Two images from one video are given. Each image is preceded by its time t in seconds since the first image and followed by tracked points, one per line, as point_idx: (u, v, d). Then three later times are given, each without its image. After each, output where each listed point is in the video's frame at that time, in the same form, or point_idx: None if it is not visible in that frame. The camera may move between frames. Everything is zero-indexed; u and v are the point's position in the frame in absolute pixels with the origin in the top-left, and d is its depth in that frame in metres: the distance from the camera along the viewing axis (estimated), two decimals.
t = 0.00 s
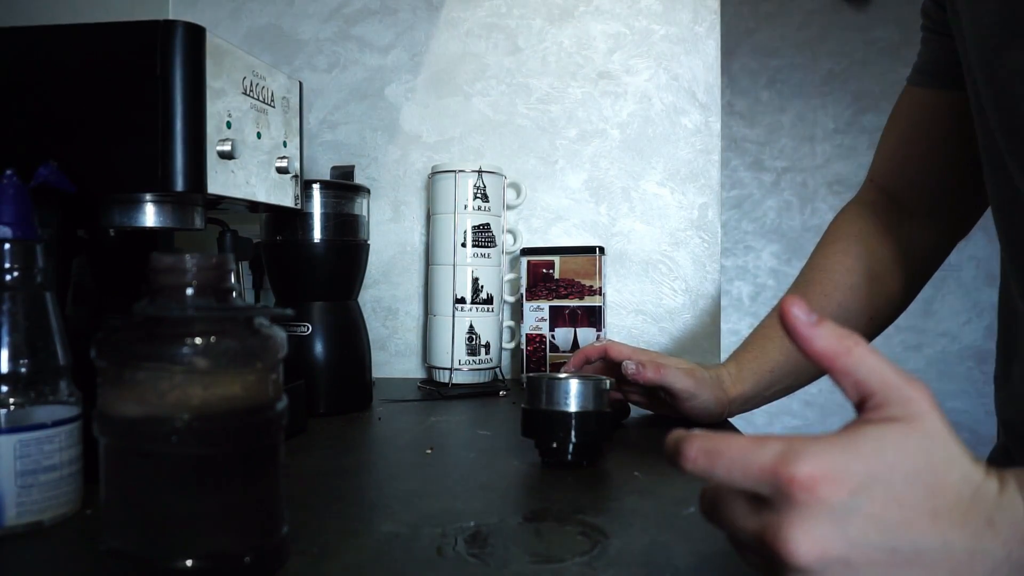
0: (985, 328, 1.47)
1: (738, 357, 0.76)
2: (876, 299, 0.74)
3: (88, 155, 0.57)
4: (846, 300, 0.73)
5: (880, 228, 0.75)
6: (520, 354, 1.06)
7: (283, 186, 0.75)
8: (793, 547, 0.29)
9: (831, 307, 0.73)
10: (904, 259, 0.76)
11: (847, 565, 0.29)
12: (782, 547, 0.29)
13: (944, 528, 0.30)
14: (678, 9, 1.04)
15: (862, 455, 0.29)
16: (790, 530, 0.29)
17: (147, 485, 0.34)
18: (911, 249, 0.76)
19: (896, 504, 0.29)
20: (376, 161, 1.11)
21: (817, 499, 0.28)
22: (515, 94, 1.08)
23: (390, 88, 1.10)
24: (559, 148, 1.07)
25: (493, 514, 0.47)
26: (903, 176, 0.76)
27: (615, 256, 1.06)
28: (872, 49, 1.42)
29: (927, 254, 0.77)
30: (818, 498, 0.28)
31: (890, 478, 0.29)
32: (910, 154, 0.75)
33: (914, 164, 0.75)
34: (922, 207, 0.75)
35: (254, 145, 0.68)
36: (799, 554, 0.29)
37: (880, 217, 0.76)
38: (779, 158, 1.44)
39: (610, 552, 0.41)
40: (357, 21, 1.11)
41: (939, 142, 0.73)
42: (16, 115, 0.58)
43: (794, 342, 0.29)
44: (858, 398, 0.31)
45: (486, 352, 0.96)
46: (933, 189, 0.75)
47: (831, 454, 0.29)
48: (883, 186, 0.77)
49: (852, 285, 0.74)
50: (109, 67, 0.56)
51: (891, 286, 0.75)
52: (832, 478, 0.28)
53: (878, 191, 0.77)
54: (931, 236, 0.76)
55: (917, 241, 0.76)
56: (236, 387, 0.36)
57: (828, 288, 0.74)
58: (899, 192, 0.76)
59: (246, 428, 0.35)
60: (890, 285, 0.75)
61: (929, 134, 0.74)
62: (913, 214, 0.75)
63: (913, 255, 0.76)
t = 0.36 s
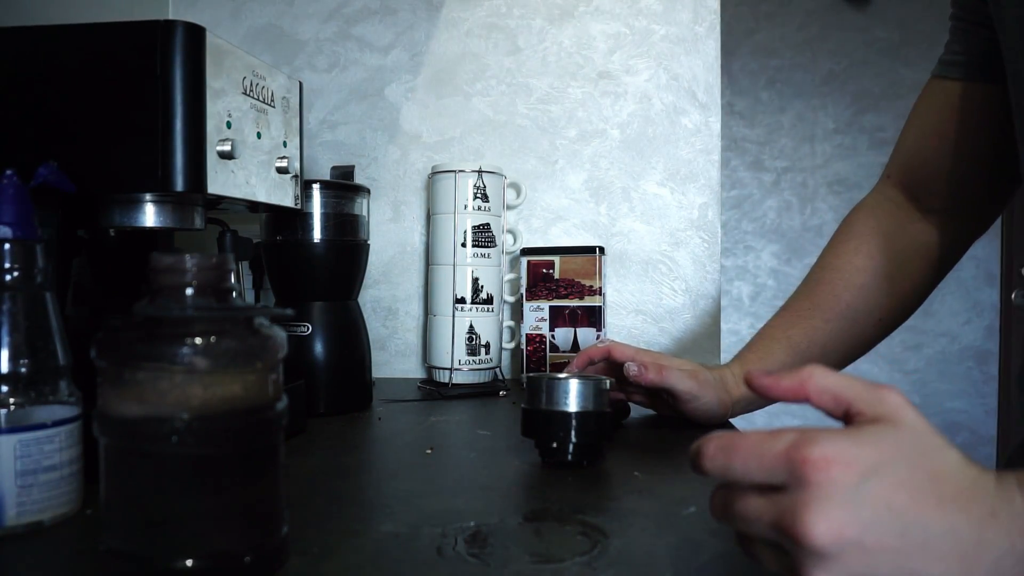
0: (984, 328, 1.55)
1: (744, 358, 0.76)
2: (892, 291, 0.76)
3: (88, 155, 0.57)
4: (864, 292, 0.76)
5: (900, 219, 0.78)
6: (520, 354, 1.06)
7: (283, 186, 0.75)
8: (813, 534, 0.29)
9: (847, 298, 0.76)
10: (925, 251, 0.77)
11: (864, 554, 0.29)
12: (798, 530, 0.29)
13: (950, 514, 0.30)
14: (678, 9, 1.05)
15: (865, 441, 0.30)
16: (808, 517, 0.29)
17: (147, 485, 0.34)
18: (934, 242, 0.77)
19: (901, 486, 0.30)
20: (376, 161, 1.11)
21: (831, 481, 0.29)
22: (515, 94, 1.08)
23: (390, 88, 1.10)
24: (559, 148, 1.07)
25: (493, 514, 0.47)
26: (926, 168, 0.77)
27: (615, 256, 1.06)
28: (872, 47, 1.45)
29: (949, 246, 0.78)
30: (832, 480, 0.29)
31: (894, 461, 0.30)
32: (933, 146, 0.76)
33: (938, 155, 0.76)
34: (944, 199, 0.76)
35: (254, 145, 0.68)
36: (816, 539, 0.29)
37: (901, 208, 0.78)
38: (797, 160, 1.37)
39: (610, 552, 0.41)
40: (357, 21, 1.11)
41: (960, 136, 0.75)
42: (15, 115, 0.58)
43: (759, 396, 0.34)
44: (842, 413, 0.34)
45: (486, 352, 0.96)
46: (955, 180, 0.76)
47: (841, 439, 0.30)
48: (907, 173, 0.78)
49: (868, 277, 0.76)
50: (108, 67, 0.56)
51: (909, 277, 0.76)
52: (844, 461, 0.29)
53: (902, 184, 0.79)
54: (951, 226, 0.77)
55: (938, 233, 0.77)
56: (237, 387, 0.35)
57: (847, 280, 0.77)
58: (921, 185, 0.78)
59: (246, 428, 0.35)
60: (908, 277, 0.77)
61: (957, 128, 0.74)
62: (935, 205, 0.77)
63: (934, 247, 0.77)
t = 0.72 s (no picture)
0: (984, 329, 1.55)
1: (747, 357, 0.76)
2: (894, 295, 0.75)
3: (88, 155, 0.57)
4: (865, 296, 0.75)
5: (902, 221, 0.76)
6: (520, 354, 1.06)
7: (283, 186, 0.75)
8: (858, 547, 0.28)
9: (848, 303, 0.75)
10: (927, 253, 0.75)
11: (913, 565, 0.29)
12: (843, 546, 0.29)
13: (1004, 522, 0.29)
14: (678, 10, 1.05)
15: (917, 452, 0.28)
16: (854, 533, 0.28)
17: (148, 484, 0.34)
18: (939, 240, 0.76)
19: (948, 496, 0.28)
20: (376, 161, 1.11)
21: (879, 496, 0.28)
22: (515, 94, 1.08)
23: (390, 88, 1.10)
24: (559, 148, 1.07)
25: (493, 513, 0.47)
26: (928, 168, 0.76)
27: (615, 256, 1.06)
28: (872, 48, 1.45)
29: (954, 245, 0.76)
30: (879, 495, 0.28)
31: (944, 473, 0.28)
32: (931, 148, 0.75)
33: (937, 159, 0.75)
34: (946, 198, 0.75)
35: (254, 145, 0.68)
36: (864, 555, 0.28)
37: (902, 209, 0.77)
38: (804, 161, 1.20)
39: (610, 552, 0.41)
40: (357, 21, 1.11)
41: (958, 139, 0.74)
42: (16, 115, 0.57)
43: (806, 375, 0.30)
44: (893, 407, 0.31)
45: (486, 352, 0.96)
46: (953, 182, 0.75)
47: (888, 448, 0.29)
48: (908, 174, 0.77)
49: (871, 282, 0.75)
50: (109, 67, 0.56)
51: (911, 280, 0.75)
52: (893, 478, 0.28)
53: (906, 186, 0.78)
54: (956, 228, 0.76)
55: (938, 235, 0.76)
56: (236, 387, 0.35)
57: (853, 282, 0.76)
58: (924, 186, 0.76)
59: (247, 428, 0.35)
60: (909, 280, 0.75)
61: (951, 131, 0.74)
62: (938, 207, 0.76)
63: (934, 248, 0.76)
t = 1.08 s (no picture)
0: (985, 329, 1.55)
1: (744, 350, 0.73)
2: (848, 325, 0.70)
3: (88, 155, 0.57)
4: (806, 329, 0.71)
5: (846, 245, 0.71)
6: (520, 354, 1.06)
7: (283, 186, 0.75)
8: None
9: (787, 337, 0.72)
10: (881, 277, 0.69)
11: None
12: None
13: None
14: (678, 10, 1.05)
15: None
16: None
17: (148, 484, 0.34)
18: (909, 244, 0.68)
19: None
20: (376, 161, 1.11)
21: None
22: (515, 94, 1.08)
23: (390, 88, 1.10)
24: (559, 148, 1.07)
25: (493, 514, 0.47)
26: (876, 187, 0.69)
27: (615, 256, 1.06)
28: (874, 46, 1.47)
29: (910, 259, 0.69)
30: None
31: None
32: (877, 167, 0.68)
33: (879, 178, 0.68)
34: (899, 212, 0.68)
35: (254, 145, 0.68)
36: None
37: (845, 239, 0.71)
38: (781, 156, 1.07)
39: (610, 552, 0.41)
40: (357, 21, 1.10)
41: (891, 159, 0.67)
42: (16, 115, 0.58)
43: None
44: None
45: (486, 352, 0.96)
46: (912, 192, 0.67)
47: None
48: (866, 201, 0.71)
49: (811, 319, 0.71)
50: (108, 67, 0.56)
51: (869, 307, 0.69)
52: None
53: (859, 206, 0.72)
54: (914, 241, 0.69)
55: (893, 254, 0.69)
56: (237, 387, 0.35)
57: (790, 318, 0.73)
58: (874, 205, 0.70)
59: (246, 429, 0.35)
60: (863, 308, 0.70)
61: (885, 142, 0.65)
62: (892, 223, 0.69)
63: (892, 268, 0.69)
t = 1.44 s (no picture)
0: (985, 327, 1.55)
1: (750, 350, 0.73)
2: (844, 337, 0.69)
3: (88, 155, 0.57)
4: (802, 341, 0.70)
5: (843, 252, 0.69)
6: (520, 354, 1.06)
7: (283, 186, 0.75)
8: None
9: (784, 345, 0.71)
10: (878, 286, 0.68)
11: None
12: None
13: None
14: (678, 10, 1.05)
15: None
16: None
17: (148, 484, 0.34)
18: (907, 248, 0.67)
19: None
20: (376, 161, 1.11)
21: None
22: (515, 94, 1.08)
23: (389, 88, 1.10)
24: (559, 148, 1.07)
25: (492, 514, 0.47)
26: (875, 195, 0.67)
27: (615, 256, 1.06)
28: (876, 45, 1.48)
29: (911, 267, 0.67)
30: None
31: None
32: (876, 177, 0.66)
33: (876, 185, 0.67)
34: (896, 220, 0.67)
35: (254, 145, 0.68)
36: None
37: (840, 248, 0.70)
38: (781, 156, 1.02)
39: (610, 552, 0.41)
40: (356, 21, 1.10)
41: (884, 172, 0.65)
42: (16, 115, 0.58)
43: None
44: None
45: (486, 352, 0.96)
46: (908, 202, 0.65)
47: None
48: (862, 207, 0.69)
49: (805, 332, 0.71)
50: (108, 67, 0.56)
51: (867, 318, 0.68)
52: None
53: (858, 210, 0.70)
54: (912, 248, 0.67)
55: (891, 262, 0.67)
56: (237, 387, 0.36)
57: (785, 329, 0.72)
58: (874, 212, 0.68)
59: (246, 429, 0.35)
60: (860, 319, 0.68)
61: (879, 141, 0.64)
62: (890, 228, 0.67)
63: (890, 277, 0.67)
